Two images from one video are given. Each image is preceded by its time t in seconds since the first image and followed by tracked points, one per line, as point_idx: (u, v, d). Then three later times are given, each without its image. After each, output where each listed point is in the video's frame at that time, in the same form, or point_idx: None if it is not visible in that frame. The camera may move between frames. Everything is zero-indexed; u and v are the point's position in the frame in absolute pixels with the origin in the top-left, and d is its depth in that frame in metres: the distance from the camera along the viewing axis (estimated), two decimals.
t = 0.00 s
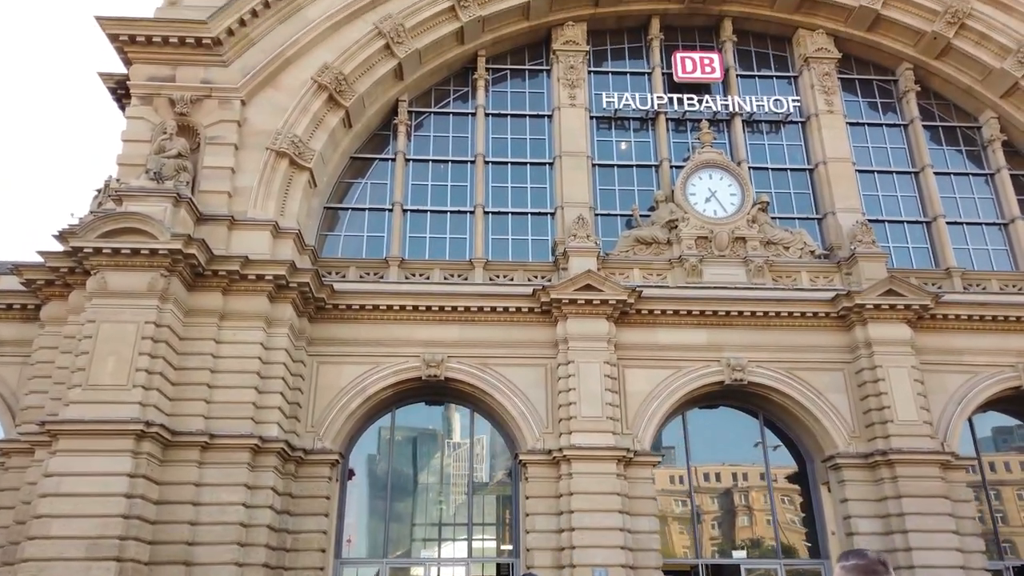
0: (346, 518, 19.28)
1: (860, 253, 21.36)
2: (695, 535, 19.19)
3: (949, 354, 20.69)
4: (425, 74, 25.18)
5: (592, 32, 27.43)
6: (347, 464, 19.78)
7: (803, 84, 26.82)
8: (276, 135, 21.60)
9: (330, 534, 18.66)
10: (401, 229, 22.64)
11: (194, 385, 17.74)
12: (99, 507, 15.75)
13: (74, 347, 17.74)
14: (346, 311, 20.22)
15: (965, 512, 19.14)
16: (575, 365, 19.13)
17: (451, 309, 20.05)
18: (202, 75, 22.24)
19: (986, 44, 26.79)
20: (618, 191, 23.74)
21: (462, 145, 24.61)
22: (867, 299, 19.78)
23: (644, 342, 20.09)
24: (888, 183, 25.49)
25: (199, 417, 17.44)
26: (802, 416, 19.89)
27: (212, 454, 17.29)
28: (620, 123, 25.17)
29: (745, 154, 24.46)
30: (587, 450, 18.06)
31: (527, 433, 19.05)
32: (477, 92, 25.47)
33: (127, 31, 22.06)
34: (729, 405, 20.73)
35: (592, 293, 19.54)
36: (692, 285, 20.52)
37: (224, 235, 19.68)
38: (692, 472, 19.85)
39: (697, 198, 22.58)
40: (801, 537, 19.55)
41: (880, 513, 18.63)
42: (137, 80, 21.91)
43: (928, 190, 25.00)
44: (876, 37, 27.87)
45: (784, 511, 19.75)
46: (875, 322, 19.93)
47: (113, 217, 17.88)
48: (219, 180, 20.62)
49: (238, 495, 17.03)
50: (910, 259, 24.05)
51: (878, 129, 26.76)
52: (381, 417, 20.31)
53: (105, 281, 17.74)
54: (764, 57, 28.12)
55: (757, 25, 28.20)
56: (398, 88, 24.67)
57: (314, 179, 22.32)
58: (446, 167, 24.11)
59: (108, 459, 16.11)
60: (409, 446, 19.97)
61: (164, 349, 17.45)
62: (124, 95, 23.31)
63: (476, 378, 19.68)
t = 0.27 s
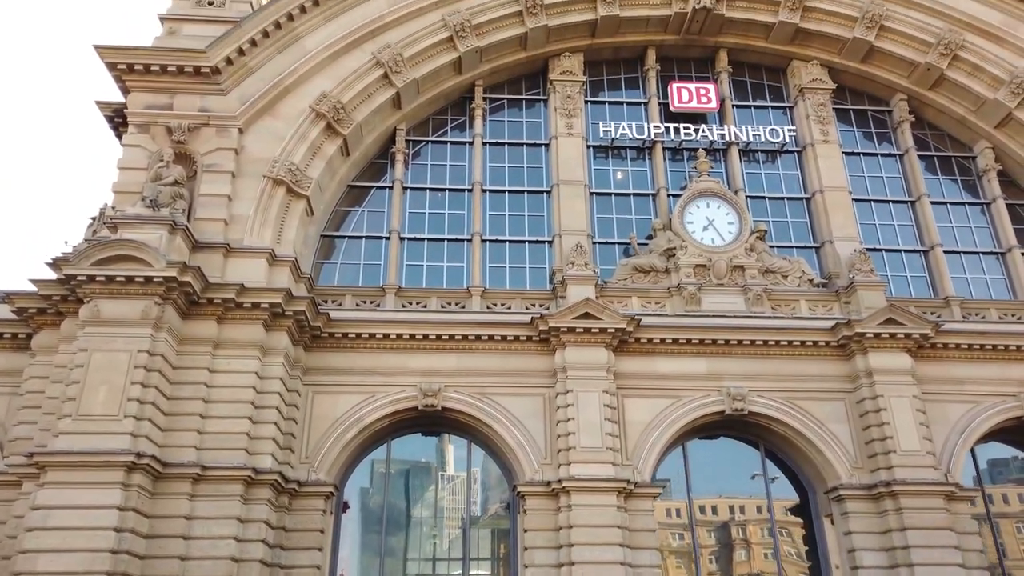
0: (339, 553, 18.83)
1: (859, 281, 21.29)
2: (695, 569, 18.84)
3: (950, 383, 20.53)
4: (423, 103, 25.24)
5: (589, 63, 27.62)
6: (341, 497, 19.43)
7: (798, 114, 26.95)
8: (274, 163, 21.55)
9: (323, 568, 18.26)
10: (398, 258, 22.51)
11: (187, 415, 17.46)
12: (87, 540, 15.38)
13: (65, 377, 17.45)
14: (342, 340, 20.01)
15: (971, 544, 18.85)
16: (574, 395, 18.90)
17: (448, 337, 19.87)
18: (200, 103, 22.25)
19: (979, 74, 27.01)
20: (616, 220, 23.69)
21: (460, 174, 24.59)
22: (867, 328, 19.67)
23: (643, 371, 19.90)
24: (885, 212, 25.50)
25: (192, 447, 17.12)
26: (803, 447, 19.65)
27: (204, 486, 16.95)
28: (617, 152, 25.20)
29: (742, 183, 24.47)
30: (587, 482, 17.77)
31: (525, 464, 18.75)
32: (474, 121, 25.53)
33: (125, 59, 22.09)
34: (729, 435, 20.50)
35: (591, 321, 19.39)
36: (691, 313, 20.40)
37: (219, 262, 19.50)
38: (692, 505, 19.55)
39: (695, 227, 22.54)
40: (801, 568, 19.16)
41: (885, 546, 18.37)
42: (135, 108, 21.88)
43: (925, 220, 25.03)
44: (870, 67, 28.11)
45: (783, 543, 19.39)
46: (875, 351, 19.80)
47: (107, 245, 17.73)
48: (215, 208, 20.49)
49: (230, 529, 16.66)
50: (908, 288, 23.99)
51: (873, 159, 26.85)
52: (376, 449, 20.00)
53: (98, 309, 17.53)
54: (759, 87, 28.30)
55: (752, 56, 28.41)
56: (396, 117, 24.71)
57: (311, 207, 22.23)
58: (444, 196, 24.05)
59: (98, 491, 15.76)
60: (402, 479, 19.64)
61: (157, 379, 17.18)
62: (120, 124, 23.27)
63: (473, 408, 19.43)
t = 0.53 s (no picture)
0: None
1: (857, 311, 21.19)
2: None
3: (951, 415, 20.35)
4: (420, 134, 25.29)
5: (585, 95, 27.77)
6: (334, 531, 19.04)
7: (793, 146, 27.06)
8: (270, 193, 21.47)
9: None
10: (394, 288, 22.36)
11: (178, 447, 17.14)
12: None
13: (54, 408, 17.16)
14: (337, 370, 19.78)
15: None
16: (572, 427, 18.64)
17: (445, 368, 19.65)
18: (197, 133, 22.24)
19: (972, 107, 27.26)
20: (613, 250, 23.62)
21: (456, 204, 24.54)
22: (867, 359, 19.52)
23: (642, 403, 19.69)
24: (881, 243, 25.50)
25: (182, 481, 16.78)
26: (804, 479, 19.39)
27: (194, 520, 16.58)
28: (614, 183, 25.22)
29: (738, 214, 24.47)
30: (586, 516, 17.45)
31: (523, 498, 18.43)
32: (471, 152, 25.56)
33: (122, 90, 22.10)
34: (729, 468, 20.22)
35: (588, 351, 19.21)
36: (689, 344, 20.24)
37: (213, 292, 19.31)
38: (693, 540, 19.22)
39: (692, 257, 22.47)
40: None
41: None
42: (131, 138, 21.84)
43: (921, 250, 25.03)
44: (863, 101, 28.29)
45: None
46: (875, 382, 19.64)
47: (100, 274, 17.56)
48: (210, 237, 20.36)
49: (220, 564, 16.27)
50: (907, 319, 23.90)
51: (869, 191, 26.92)
52: (370, 482, 19.65)
53: (89, 339, 17.29)
54: (754, 119, 28.45)
55: (747, 89, 28.59)
56: (393, 147, 24.74)
57: (307, 236, 22.11)
58: (440, 226, 23.97)
59: (85, 526, 15.40)
60: (394, 513, 19.28)
61: (148, 410, 16.90)
62: (116, 153, 23.21)
63: (470, 439, 19.14)
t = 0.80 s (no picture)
0: None
1: (856, 334, 21.10)
2: None
3: (952, 439, 20.18)
4: (416, 156, 25.27)
5: (581, 118, 27.83)
6: (327, 558, 18.71)
7: (789, 169, 27.11)
8: (266, 215, 21.37)
9: None
10: (390, 310, 22.21)
11: (169, 472, 16.86)
12: None
13: (43, 432, 16.89)
14: (332, 393, 19.56)
15: None
16: (570, 451, 18.42)
17: (441, 391, 19.46)
18: (193, 155, 22.18)
19: (966, 131, 27.41)
20: (610, 272, 23.53)
21: (453, 226, 24.47)
22: (866, 382, 19.39)
23: (640, 426, 19.49)
24: (878, 266, 25.47)
25: (173, 506, 16.48)
26: (805, 504, 19.17)
27: (185, 547, 16.26)
28: (610, 205, 25.20)
29: (735, 237, 24.43)
30: (584, 541, 17.18)
31: (520, 523, 18.16)
32: (467, 174, 25.54)
33: (119, 111, 22.05)
34: (728, 492, 19.99)
35: (586, 374, 19.05)
36: (687, 367, 20.10)
37: (207, 313, 19.13)
38: (693, 566, 18.97)
39: (689, 279, 22.41)
40: None
41: None
42: (126, 159, 21.75)
43: (918, 273, 25.01)
44: (857, 125, 28.39)
45: None
46: (875, 406, 19.49)
47: (94, 295, 17.41)
48: (205, 259, 20.21)
49: None
50: (905, 342, 23.81)
51: (865, 214, 26.93)
52: (363, 508, 19.35)
53: (81, 361, 17.07)
54: (750, 143, 28.52)
55: (742, 113, 28.67)
56: (390, 170, 24.71)
57: (303, 258, 21.99)
58: (436, 248, 23.88)
59: (73, 552, 15.08)
60: (387, 540, 18.97)
61: (139, 433, 16.64)
62: (111, 175, 23.10)
63: (466, 464, 18.89)
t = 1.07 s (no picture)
0: None
1: (855, 359, 20.98)
2: None
3: (953, 465, 19.99)
4: (413, 180, 25.23)
5: (578, 143, 27.88)
6: None
7: (785, 194, 27.14)
8: (262, 238, 21.24)
9: None
10: (387, 333, 22.02)
11: (160, 498, 16.55)
12: None
13: (32, 458, 16.59)
14: (327, 418, 19.31)
15: None
16: (568, 477, 18.18)
17: (437, 415, 19.23)
18: (190, 178, 22.10)
19: (961, 157, 27.54)
20: (608, 296, 23.42)
21: (450, 249, 24.37)
22: (866, 407, 19.24)
23: (639, 452, 19.27)
24: (876, 290, 25.42)
25: (163, 533, 16.15)
26: (806, 531, 18.92)
27: None
28: (607, 229, 25.15)
29: (733, 261, 24.36)
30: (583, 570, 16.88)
31: (517, 551, 17.85)
32: (465, 198, 25.49)
33: (115, 134, 21.99)
34: (728, 520, 19.73)
35: (584, 399, 18.88)
36: (685, 392, 19.92)
37: (201, 337, 18.91)
38: None
39: (687, 303, 22.31)
40: None
41: None
42: (122, 182, 21.64)
43: (916, 298, 24.95)
44: (853, 151, 28.49)
45: None
46: (876, 432, 19.32)
47: (87, 318, 17.24)
48: (200, 281, 20.03)
49: None
50: (903, 367, 23.68)
51: (861, 239, 26.93)
52: (357, 536, 19.02)
53: (72, 385, 16.83)
54: (746, 168, 28.56)
55: (738, 139, 28.74)
56: (387, 193, 24.67)
57: (299, 281, 21.83)
58: (433, 271, 23.75)
59: None
60: (379, 569, 18.61)
61: (130, 459, 16.35)
62: (106, 198, 22.98)
63: (462, 490, 18.62)
